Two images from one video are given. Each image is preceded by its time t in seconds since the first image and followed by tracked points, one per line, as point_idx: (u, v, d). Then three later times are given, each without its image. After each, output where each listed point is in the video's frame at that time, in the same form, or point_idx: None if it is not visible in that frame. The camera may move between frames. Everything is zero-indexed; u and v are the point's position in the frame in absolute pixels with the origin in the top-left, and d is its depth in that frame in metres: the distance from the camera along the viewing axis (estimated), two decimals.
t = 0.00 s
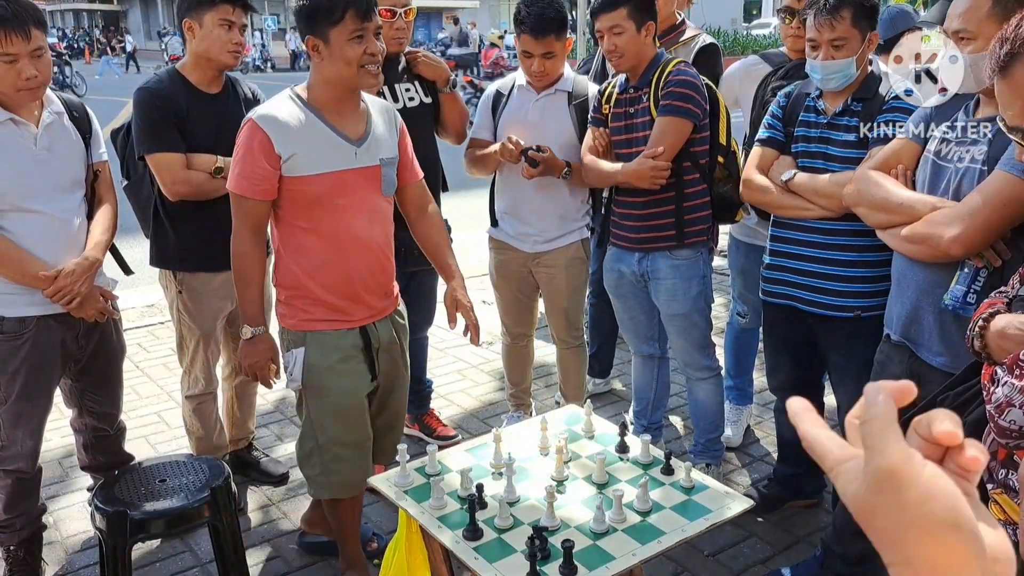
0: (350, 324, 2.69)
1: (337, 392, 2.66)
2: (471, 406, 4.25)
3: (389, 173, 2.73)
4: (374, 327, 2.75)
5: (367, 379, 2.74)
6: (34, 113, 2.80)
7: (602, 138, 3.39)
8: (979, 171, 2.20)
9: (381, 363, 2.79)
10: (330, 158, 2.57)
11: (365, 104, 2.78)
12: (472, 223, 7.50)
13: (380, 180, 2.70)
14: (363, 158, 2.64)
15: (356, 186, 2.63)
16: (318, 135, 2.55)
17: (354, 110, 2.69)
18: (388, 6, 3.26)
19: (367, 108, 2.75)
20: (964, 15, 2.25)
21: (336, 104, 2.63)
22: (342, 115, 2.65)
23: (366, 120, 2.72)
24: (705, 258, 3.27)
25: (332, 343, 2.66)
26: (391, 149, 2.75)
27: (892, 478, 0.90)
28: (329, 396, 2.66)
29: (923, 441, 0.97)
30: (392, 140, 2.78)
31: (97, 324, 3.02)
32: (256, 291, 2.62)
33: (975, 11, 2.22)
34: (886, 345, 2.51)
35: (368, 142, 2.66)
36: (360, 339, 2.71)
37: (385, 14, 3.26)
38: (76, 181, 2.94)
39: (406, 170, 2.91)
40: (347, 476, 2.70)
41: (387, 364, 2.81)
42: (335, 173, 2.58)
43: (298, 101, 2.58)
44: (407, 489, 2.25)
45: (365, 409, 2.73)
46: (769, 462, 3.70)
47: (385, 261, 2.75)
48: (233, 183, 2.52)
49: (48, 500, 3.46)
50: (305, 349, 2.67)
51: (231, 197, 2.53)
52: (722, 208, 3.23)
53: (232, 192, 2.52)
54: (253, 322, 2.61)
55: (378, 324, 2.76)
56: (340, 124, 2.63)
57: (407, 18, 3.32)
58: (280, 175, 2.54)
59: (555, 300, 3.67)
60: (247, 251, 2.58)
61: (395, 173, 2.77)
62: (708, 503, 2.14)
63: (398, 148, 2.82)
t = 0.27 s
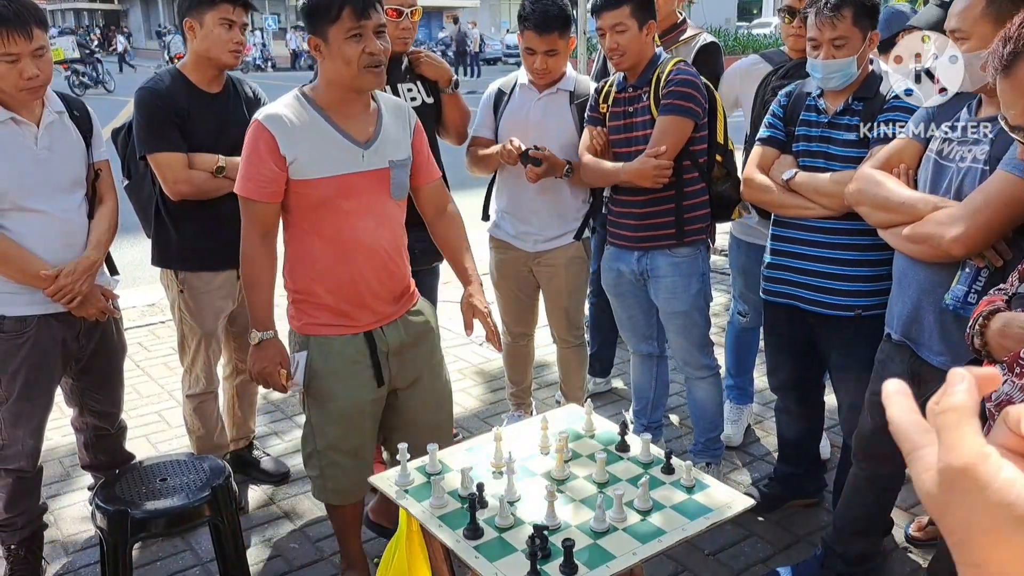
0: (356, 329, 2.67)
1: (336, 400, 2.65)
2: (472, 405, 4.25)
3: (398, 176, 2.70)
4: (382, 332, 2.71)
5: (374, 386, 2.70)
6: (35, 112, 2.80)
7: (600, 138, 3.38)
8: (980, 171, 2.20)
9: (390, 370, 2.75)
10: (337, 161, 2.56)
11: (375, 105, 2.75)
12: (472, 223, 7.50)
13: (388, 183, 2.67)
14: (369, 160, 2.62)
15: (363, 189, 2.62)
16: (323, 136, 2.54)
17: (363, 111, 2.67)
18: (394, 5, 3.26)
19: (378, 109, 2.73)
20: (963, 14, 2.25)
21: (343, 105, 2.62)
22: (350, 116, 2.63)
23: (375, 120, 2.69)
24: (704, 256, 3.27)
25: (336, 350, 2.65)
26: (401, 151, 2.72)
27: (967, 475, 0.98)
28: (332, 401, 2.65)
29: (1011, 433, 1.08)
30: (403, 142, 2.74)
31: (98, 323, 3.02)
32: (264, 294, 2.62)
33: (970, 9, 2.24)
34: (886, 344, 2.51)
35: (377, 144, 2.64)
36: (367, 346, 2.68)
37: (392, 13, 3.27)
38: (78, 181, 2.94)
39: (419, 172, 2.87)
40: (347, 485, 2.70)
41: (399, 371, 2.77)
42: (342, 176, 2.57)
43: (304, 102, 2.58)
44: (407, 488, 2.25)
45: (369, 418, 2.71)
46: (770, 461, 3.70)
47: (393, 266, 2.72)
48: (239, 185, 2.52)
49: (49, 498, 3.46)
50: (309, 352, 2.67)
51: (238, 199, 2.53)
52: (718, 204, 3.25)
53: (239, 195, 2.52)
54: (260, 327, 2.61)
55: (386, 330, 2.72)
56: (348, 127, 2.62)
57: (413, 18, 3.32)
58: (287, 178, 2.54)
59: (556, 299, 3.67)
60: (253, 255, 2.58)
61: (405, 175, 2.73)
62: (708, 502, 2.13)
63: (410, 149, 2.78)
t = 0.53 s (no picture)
0: (366, 333, 2.62)
1: (340, 399, 2.64)
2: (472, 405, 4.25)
3: (420, 183, 2.60)
4: (393, 340, 2.64)
5: (381, 391, 2.66)
6: (35, 111, 2.80)
7: (599, 137, 3.37)
8: (982, 170, 2.20)
9: (399, 377, 2.69)
10: (353, 163, 2.52)
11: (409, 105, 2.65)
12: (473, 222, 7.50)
13: (408, 190, 2.59)
14: (389, 165, 2.55)
15: (377, 193, 2.55)
16: (341, 137, 2.51)
17: (392, 113, 2.60)
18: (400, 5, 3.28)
19: (410, 110, 2.63)
20: (964, 13, 2.25)
21: (368, 106, 2.55)
22: (375, 117, 2.57)
23: (404, 123, 2.60)
24: (704, 256, 3.28)
25: (342, 351, 2.63)
26: (427, 157, 2.62)
27: None
28: (337, 401, 2.64)
29: None
30: (431, 148, 2.63)
31: (98, 321, 3.02)
32: (279, 289, 2.62)
33: (970, 7, 2.24)
34: (888, 344, 2.51)
35: (398, 148, 2.56)
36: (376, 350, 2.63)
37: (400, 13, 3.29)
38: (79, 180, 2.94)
39: (454, 179, 2.74)
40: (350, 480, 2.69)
41: (408, 380, 2.71)
42: (356, 179, 2.53)
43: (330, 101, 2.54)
44: (407, 488, 2.24)
45: (374, 423, 2.68)
46: (771, 461, 3.70)
47: (408, 274, 2.62)
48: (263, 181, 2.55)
49: (49, 498, 3.46)
50: (319, 349, 2.67)
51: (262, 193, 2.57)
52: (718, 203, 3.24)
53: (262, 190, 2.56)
54: (268, 320, 2.60)
55: (399, 337, 2.65)
56: (372, 128, 2.55)
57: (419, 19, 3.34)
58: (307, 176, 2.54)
59: (557, 298, 3.67)
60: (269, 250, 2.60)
61: (429, 183, 2.62)
62: (710, 502, 2.11)
63: (441, 156, 2.67)
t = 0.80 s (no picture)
0: (397, 331, 2.54)
1: (368, 393, 2.57)
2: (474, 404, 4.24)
3: (453, 186, 2.45)
4: (421, 340, 2.55)
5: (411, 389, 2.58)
6: (37, 110, 2.79)
7: (601, 135, 3.36)
8: (985, 168, 2.19)
9: (430, 376, 2.60)
10: (386, 159, 2.44)
11: (460, 105, 2.51)
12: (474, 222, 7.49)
13: (439, 191, 2.45)
14: (421, 164, 2.43)
15: (407, 192, 2.44)
16: (377, 132, 2.44)
17: (439, 112, 2.47)
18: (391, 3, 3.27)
19: (457, 110, 2.48)
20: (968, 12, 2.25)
21: (410, 102, 2.45)
22: (417, 114, 2.46)
23: (445, 122, 2.47)
24: (703, 255, 3.26)
25: (374, 345, 2.57)
26: (465, 159, 2.46)
27: None
28: (367, 395, 2.58)
29: None
30: (471, 150, 2.47)
31: (99, 321, 3.01)
32: (320, 272, 2.68)
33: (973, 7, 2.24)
34: (890, 343, 2.50)
35: (435, 148, 2.43)
36: (406, 349, 2.55)
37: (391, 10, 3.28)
38: (79, 179, 2.93)
39: (500, 186, 2.53)
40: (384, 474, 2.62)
41: (440, 380, 2.61)
42: (387, 175, 2.44)
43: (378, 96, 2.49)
44: (408, 488, 2.23)
45: (405, 420, 2.60)
46: (772, 460, 3.69)
47: (437, 275, 2.50)
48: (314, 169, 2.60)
49: (50, 497, 3.46)
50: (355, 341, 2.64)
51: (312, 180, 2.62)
52: (718, 202, 3.24)
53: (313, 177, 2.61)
54: (307, 300, 2.68)
55: (430, 338, 2.55)
56: (413, 126, 2.45)
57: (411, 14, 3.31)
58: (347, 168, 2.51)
59: (558, 298, 3.67)
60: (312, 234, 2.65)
61: (465, 186, 2.46)
62: (712, 502, 2.11)
63: (483, 159, 2.49)
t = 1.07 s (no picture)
0: (407, 326, 2.56)
1: (373, 386, 2.61)
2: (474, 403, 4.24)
3: (464, 187, 2.41)
4: (427, 339, 2.55)
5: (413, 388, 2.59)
6: (36, 109, 2.78)
7: (600, 135, 3.34)
8: (986, 168, 2.18)
9: (433, 376, 2.59)
10: (402, 156, 2.46)
11: (485, 106, 2.46)
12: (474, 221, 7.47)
13: (451, 192, 2.43)
14: (433, 163, 2.42)
15: (419, 189, 2.45)
16: (399, 129, 2.47)
17: (461, 112, 2.44)
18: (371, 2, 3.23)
19: (479, 111, 2.44)
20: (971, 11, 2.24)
21: (433, 100, 2.45)
22: (439, 113, 2.45)
23: (465, 122, 2.43)
24: (699, 252, 3.25)
25: (382, 338, 2.61)
26: (480, 161, 2.41)
27: None
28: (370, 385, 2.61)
29: None
30: (488, 152, 2.41)
31: (99, 320, 3.00)
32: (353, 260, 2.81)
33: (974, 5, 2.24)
34: (891, 343, 2.50)
35: (449, 148, 2.41)
36: (410, 346, 2.56)
37: (370, 10, 3.24)
38: (79, 177, 2.93)
39: (518, 192, 2.44)
40: (387, 464, 2.65)
41: (442, 381, 2.59)
42: (402, 171, 2.46)
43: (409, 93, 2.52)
44: (409, 488, 2.21)
45: (405, 416, 2.61)
46: (773, 460, 3.69)
47: (441, 275, 2.48)
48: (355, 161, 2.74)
49: (49, 497, 3.45)
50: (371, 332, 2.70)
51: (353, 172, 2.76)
52: (717, 201, 3.27)
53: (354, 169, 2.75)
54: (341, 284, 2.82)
55: (437, 337, 2.54)
56: (433, 124, 2.45)
57: (391, 12, 3.27)
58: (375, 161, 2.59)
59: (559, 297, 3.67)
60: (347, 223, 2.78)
61: (477, 189, 2.42)
62: (713, 502, 2.10)
63: (499, 162, 2.42)
